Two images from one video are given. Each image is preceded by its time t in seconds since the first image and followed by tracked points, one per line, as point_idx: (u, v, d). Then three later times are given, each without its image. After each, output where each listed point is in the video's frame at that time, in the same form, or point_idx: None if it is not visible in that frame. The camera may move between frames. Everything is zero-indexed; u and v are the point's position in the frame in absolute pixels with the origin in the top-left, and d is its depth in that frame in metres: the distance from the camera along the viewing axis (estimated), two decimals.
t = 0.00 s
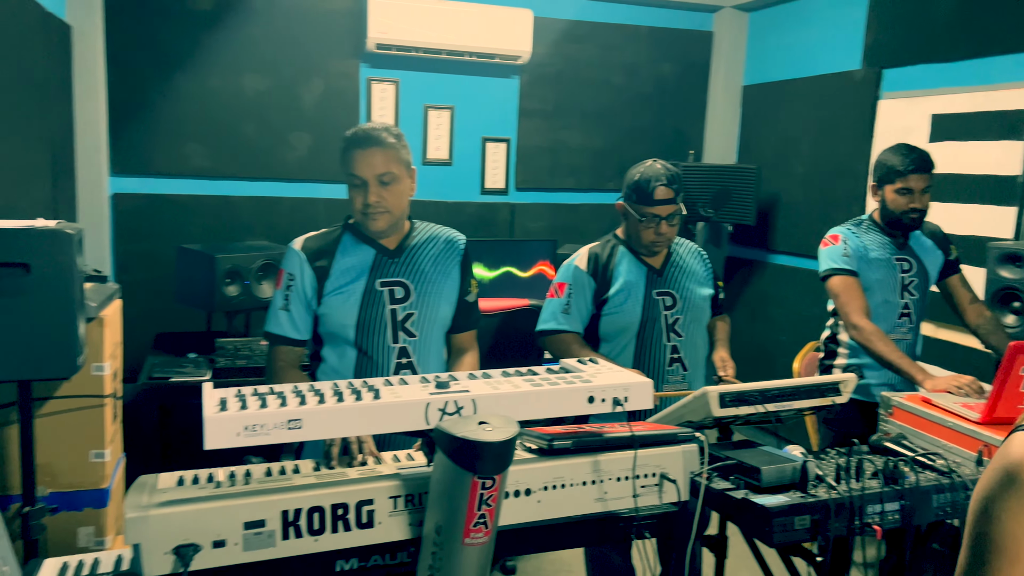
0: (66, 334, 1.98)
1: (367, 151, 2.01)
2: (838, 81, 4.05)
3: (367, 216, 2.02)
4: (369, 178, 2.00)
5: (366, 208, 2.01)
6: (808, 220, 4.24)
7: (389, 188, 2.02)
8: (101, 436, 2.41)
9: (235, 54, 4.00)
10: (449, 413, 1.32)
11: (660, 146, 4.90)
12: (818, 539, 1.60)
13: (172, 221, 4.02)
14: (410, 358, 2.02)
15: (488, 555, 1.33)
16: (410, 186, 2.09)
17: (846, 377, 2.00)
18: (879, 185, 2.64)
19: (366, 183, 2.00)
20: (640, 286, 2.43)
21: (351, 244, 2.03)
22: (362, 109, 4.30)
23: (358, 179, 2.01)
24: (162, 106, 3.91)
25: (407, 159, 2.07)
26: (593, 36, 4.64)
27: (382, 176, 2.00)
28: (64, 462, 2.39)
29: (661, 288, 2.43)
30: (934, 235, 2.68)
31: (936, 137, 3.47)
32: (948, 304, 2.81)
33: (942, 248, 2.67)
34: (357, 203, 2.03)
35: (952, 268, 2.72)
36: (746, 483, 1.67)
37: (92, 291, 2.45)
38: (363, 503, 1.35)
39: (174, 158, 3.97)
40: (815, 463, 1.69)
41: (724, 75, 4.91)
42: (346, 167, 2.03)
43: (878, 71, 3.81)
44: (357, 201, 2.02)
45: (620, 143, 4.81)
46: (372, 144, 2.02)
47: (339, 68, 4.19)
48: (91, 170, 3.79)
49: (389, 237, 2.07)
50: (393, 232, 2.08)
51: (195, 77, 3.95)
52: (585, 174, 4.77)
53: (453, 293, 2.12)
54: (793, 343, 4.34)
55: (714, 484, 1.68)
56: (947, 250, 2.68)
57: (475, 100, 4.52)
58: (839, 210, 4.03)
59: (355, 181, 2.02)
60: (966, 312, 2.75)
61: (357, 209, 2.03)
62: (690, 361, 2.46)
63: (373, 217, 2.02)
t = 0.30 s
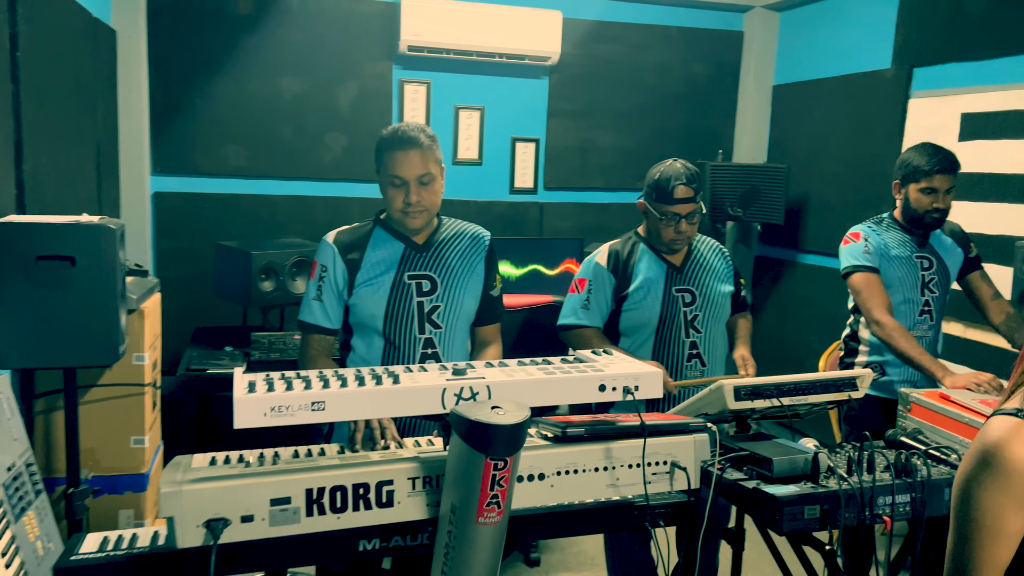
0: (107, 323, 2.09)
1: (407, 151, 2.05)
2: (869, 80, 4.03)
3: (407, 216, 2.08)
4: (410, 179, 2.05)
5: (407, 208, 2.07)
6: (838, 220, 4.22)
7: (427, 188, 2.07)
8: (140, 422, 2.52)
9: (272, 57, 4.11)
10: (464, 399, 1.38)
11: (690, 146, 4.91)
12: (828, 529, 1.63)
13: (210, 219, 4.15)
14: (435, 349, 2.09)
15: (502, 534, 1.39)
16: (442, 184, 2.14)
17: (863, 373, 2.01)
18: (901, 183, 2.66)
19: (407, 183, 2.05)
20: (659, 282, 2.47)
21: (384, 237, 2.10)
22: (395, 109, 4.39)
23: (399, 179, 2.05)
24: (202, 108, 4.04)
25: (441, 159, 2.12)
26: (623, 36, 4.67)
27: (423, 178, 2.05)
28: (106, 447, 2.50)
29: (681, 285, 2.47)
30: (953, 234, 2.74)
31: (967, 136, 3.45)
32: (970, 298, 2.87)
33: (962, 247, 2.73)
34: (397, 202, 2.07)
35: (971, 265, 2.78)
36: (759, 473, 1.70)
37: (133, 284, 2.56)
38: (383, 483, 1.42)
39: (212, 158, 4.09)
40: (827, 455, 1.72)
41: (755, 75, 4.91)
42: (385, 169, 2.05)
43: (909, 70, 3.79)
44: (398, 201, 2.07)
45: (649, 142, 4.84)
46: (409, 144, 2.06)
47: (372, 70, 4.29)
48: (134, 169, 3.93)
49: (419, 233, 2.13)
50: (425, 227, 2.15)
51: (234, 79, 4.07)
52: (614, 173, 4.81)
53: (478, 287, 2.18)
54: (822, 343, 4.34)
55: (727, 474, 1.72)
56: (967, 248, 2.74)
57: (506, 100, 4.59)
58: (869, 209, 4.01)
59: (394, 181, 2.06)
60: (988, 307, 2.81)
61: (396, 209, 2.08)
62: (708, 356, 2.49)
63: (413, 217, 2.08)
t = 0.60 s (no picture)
0: (138, 313, 2.19)
1: (426, 141, 2.13)
2: (891, 79, 4.03)
3: (422, 201, 2.13)
4: (426, 167, 2.12)
5: (422, 194, 2.13)
6: (860, 218, 4.22)
7: (443, 176, 2.14)
8: (170, 410, 2.62)
9: (300, 59, 4.22)
10: (470, 382, 1.45)
11: (713, 145, 4.93)
12: (827, 516, 1.67)
13: (240, 216, 4.27)
14: (451, 340, 2.16)
15: (505, 514, 1.45)
16: (460, 179, 2.21)
17: (869, 366, 2.05)
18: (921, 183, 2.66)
19: (424, 171, 2.12)
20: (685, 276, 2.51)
21: (403, 230, 2.17)
22: (420, 109, 4.48)
23: (417, 168, 2.13)
24: (232, 108, 4.16)
25: (459, 153, 2.19)
26: (645, 36, 4.72)
27: (438, 165, 2.12)
28: (137, 433, 2.61)
29: (706, 280, 2.50)
30: (971, 233, 2.75)
31: (987, 134, 3.44)
32: (987, 297, 2.87)
33: (979, 248, 2.73)
34: (413, 189, 2.14)
35: (988, 266, 2.78)
36: (761, 462, 1.74)
37: (164, 277, 2.67)
38: (393, 463, 1.50)
39: (242, 157, 4.21)
40: (828, 445, 1.76)
41: (778, 74, 4.92)
42: (405, 158, 2.15)
43: (931, 69, 3.79)
44: (414, 188, 2.13)
45: (671, 141, 4.87)
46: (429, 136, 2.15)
47: (398, 71, 4.38)
48: (167, 169, 4.06)
49: (436, 225, 2.20)
50: (442, 220, 2.20)
51: (264, 80, 4.18)
52: (636, 172, 4.85)
53: (492, 281, 2.24)
54: (842, 341, 4.35)
55: (730, 462, 1.76)
56: (985, 249, 2.75)
57: (529, 100, 4.65)
58: (891, 208, 4.01)
59: (413, 169, 2.14)
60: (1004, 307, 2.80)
61: (413, 195, 2.14)
62: (729, 352, 2.52)
63: (428, 203, 2.13)
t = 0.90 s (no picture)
0: (156, 305, 2.27)
1: (437, 141, 2.16)
2: (903, 78, 4.04)
3: (432, 200, 2.19)
4: (436, 166, 2.17)
5: (432, 193, 2.18)
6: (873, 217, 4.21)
7: (452, 177, 2.18)
8: (188, 401, 2.71)
9: (318, 61, 4.30)
10: (469, 370, 1.50)
11: (726, 144, 4.96)
12: (819, 504, 1.70)
13: (258, 214, 4.35)
14: (458, 332, 2.22)
15: (503, 498, 1.50)
16: (471, 177, 2.25)
17: (868, 359, 2.05)
18: (929, 179, 2.67)
19: (433, 171, 2.17)
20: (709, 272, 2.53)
21: (414, 225, 2.24)
22: (435, 108, 4.54)
23: (427, 167, 2.18)
24: (252, 109, 4.25)
25: (471, 154, 2.23)
26: (659, 36, 4.75)
27: (448, 166, 2.16)
28: (156, 423, 2.69)
29: (729, 278, 2.52)
30: (978, 231, 2.77)
31: (998, 133, 3.44)
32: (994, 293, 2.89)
33: (986, 245, 2.75)
34: (423, 187, 2.19)
35: (994, 263, 2.80)
36: (756, 452, 1.77)
37: (183, 272, 2.76)
38: (395, 448, 1.56)
39: (261, 156, 4.30)
40: (822, 436, 1.79)
41: (792, 73, 4.93)
42: (416, 156, 2.19)
43: (943, 67, 3.79)
44: (424, 186, 2.19)
45: (684, 140, 4.90)
46: (441, 136, 2.18)
47: (414, 72, 4.45)
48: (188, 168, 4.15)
49: (448, 222, 2.26)
50: (453, 216, 2.26)
51: (283, 81, 4.27)
52: (649, 171, 4.89)
53: (500, 276, 2.30)
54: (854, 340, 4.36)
55: (725, 452, 1.79)
56: (991, 246, 2.76)
57: (543, 100, 4.70)
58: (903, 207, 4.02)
59: (424, 168, 2.19)
60: (1010, 304, 2.82)
61: (423, 193, 2.20)
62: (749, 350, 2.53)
63: (437, 201, 2.19)
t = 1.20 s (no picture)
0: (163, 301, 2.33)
1: (443, 146, 2.16)
2: (906, 77, 4.05)
3: (432, 204, 2.21)
4: (440, 171, 2.17)
5: (434, 196, 2.20)
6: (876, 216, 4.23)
7: (455, 183, 2.19)
8: (194, 395, 2.76)
9: (324, 62, 4.35)
10: (463, 363, 1.54)
11: (730, 144, 4.98)
12: (809, 497, 1.72)
13: (266, 214, 4.41)
14: (457, 330, 2.26)
15: (497, 488, 1.53)
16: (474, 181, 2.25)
17: (862, 355, 2.03)
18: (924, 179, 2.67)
19: (437, 176, 2.17)
20: (716, 271, 2.54)
21: (415, 224, 2.27)
22: (441, 109, 4.59)
23: (432, 171, 2.18)
24: (259, 109, 4.30)
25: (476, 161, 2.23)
26: (663, 36, 4.78)
27: (452, 173, 2.17)
28: (163, 417, 2.75)
29: (736, 277, 2.53)
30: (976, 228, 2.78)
31: (1000, 132, 3.45)
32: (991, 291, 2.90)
33: (984, 243, 2.77)
34: (426, 190, 2.21)
35: (991, 261, 2.81)
36: (748, 446, 1.79)
37: (189, 269, 2.81)
38: (391, 438, 1.59)
39: (268, 156, 4.35)
40: (814, 430, 1.81)
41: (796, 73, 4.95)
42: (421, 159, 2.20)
43: (945, 66, 3.80)
44: (426, 189, 2.20)
45: (688, 140, 4.93)
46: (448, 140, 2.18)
47: (420, 72, 4.49)
48: (197, 168, 4.21)
49: (449, 223, 2.29)
50: (454, 217, 2.29)
51: (290, 82, 4.32)
52: (654, 170, 4.92)
53: (498, 275, 2.34)
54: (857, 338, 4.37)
55: (718, 447, 1.82)
56: (989, 244, 2.78)
57: (548, 100, 4.74)
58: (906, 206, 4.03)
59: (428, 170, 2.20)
60: (1006, 302, 2.83)
61: (425, 196, 2.21)
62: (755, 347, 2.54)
63: (438, 206, 2.22)
